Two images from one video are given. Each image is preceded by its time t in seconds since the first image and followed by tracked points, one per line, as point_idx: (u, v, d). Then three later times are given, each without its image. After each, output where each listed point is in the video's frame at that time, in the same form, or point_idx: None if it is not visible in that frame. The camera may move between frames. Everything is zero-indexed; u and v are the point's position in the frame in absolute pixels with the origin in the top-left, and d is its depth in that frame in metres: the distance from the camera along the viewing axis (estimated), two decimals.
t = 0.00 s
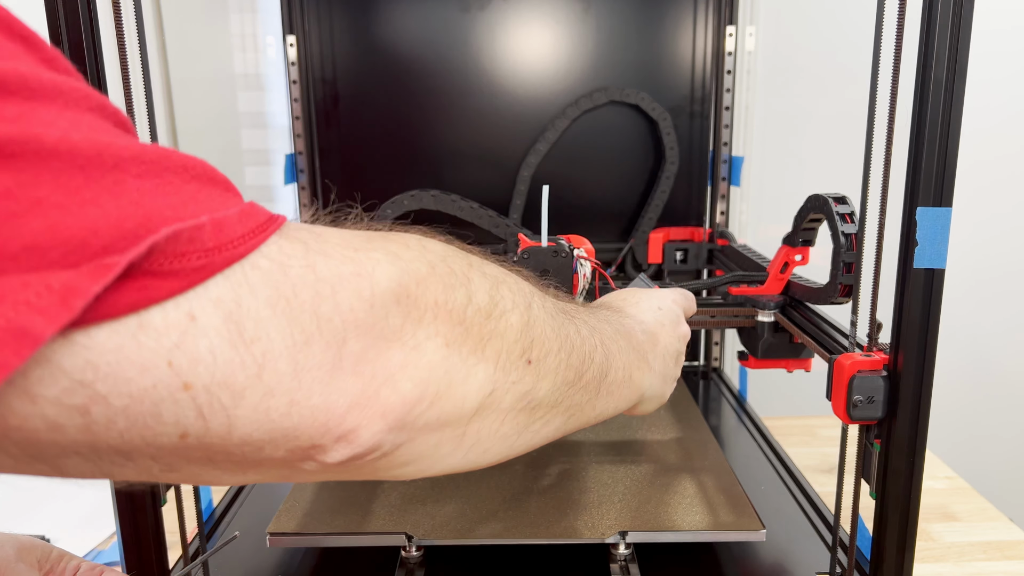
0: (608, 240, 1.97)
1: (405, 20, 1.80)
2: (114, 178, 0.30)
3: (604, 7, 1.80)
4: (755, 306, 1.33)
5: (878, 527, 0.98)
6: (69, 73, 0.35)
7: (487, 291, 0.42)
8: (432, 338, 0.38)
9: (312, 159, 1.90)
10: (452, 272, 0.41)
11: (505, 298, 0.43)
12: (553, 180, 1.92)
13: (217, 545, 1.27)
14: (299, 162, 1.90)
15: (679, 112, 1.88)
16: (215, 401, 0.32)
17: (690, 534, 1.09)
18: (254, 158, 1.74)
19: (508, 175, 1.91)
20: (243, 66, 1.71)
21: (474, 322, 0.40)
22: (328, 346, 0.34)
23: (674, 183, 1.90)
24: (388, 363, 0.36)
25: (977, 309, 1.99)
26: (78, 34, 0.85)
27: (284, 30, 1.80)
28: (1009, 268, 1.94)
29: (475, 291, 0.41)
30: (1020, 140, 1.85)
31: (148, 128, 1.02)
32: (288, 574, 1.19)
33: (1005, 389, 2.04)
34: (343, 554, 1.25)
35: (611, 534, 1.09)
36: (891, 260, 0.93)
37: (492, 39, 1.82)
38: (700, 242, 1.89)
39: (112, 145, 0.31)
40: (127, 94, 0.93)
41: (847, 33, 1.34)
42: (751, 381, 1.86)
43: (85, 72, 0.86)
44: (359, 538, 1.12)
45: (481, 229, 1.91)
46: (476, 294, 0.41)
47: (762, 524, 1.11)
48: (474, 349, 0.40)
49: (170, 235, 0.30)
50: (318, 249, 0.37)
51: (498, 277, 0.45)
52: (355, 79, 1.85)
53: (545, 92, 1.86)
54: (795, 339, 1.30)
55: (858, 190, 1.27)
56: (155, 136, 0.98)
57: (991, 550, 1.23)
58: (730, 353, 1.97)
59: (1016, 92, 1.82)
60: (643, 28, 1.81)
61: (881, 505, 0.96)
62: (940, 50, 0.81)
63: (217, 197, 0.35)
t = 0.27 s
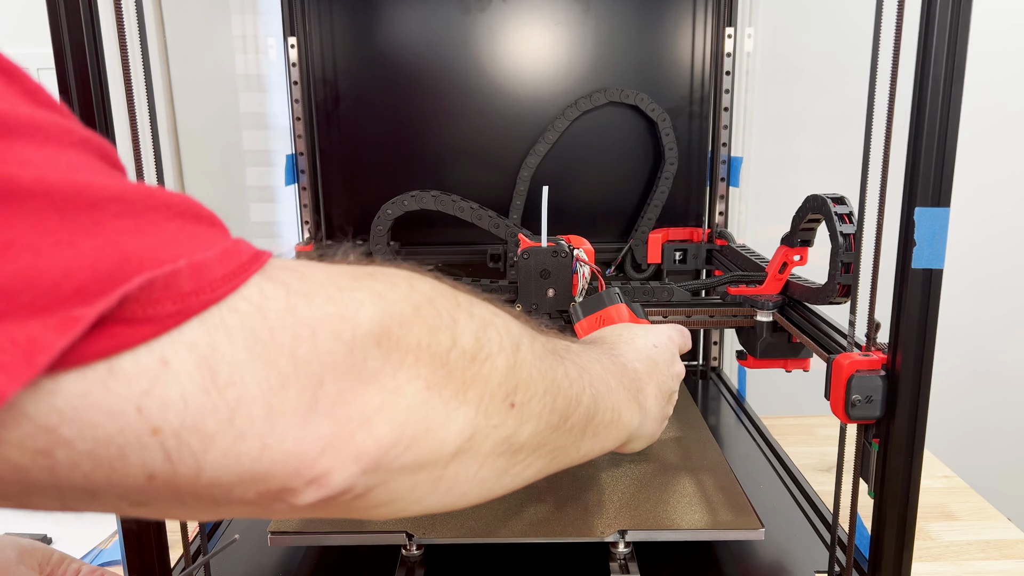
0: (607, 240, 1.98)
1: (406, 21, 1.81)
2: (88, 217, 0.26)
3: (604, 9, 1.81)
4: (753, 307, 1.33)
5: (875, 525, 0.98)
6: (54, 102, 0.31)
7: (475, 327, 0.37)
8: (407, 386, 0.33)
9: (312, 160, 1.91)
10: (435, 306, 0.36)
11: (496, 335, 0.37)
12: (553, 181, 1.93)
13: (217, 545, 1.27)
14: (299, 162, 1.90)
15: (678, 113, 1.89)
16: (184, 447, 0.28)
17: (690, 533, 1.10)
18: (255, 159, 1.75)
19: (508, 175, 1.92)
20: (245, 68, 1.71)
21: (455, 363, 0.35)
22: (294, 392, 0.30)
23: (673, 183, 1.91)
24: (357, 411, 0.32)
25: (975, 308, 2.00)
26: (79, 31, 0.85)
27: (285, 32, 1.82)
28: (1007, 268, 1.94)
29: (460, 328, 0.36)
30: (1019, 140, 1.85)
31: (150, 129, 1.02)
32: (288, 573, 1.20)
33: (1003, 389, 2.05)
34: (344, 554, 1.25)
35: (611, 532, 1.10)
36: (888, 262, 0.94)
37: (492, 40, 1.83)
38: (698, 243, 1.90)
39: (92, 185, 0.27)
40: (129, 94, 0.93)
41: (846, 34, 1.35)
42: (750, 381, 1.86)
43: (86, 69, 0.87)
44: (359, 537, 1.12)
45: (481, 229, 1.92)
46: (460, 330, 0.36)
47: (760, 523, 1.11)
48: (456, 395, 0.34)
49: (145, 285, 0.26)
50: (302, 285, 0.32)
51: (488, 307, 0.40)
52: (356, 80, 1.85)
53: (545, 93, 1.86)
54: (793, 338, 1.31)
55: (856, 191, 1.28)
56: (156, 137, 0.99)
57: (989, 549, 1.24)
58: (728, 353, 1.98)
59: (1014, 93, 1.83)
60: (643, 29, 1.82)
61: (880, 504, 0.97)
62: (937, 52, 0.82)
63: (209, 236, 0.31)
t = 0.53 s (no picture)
0: (607, 240, 1.98)
1: (406, 21, 1.81)
2: (41, 314, 0.24)
3: (604, 9, 1.81)
4: (753, 306, 1.33)
5: (875, 525, 0.98)
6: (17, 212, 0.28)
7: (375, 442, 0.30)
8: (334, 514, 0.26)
9: (312, 159, 1.87)
10: (405, 423, 0.31)
11: (459, 438, 0.32)
12: (553, 181, 1.93)
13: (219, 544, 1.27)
14: (299, 162, 1.86)
15: (677, 113, 1.88)
16: None
17: (690, 532, 1.10)
18: (255, 159, 1.89)
19: (507, 176, 1.92)
20: (244, 67, 1.83)
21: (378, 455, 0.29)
22: (248, 527, 0.25)
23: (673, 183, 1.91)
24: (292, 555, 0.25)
25: (976, 308, 2.00)
26: (80, 29, 0.86)
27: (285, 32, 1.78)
28: (1007, 267, 1.95)
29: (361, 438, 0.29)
30: (1019, 140, 1.86)
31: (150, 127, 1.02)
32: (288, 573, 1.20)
33: (1003, 388, 2.05)
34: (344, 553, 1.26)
35: (611, 532, 1.10)
36: (888, 260, 0.94)
37: (492, 40, 1.83)
38: (698, 243, 1.91)
39: (17, 238, 0.26)
40: (130, 90, 0.93)
41: (844, 35, 1.36)
42: (750, 380, 1.86)
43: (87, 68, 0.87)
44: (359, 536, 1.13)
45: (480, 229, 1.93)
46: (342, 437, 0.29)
47: (760, 523, 1.11)
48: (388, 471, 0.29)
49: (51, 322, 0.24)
50: (241, 445, 0.27)
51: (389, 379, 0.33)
52: (356, 79, 1.85)
53: (545, 93, 1.87)
54: (792, 338, 1.31)
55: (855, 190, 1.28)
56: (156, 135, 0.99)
57: (989, 549, 1.24)
58: (728, 352, 1.98)
59: (1014, 93, 1.83)
60: (643, 29, 1.81)
61: (880, 503, 0.97)
62: (937, 51, 0.82)
63: (158, 362, 0.28)
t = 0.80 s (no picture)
0: (607, 240, 1.98)
1: (406, 21, 1.81)
2: None
3: (604, 8, 1.81)
4: (752, 307, 1.32)
5: (875, 524, 0.98)
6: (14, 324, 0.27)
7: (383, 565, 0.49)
8: None
9: (312, 159, 1.87)
10: None
11: None
12: (553, 181, 1.93)
13: (219, 545, 1.27)
14: (300, 162, 1.86)
15: (677, 113, 1.88)
16: None
17: (689, 532, 1.10)
18: (256, 160, 1.90)
19: (507, 176, 1.92)
20: (245, 68, 1.82)
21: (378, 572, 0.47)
22: None
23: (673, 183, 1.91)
24: None
25: (975, 308, 2.00)
26: (81, 29, 0.86)
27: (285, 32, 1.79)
28: (1007, 267, 1.95)
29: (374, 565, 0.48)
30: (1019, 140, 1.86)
31: (151, 126, 1.02)
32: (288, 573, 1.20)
33: (1002, 388, 2.05)
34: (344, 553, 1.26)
35: (611, 532, 1.10)
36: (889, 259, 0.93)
37: (493, 40, 1.83)
38: (698, 243, 1.91)
39: None
40: (130, 90, 0.93)
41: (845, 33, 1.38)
42: (750, 380, 1.86)
43: (87, 68, 0.87)
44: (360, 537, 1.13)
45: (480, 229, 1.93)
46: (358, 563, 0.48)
47: (760, 522, 1.11)
48: None
49: None
50: None
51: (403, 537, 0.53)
52: (357, 79, 1.85)
53: (544, 93, 1.87)
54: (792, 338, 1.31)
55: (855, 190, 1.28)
56: (157, 135, 0.99)
57: (989, 549, 1.24)
58: (728, 352, 1.98)
59: (1014, 93, 1.83)
60: (643, 29, 1.81)
61: (879, 503, 0.97)
62: (937, 50, 0.82)
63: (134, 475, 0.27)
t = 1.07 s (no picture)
0: (607, 240, 1.98)
1: (406, 20, 1.81)
2: None
3: (604, 8, 1.81)
4: (753, 306, 1.32)
5: (875, 524, 0.98)
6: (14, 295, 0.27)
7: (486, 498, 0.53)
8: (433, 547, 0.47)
9: (312, 159, 1.87)
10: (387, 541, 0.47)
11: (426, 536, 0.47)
12: (553, 181, 1.93)
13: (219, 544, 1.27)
14: (300, 162, 1.86)
15: (677, 113, 1.88)
16: None
17: (689, 532, 1.10)
18: (255, 159, 1.89)
19: (508, 175, 1.92)
20: (245, 68, 1.83)
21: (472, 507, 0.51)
22: None
23: (672, 183, 1.91)
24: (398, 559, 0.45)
25: (975, 308, 2.00)
26: (81, 29, 0.86)
27: (285, 32, 1.79)
28: (1006, 268, 1.95)
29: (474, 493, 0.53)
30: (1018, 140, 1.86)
31: (151, 126, 1.02)
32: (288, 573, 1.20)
33: (1002, 388, 2.05)
34: (344, 554, 1.26)
35: (611, 532, 1.10)
36: (888, 258, 0.93)
37: (493, 40, 1.83)
38: (698, 243, 1.91)
39: None
40: (130, 89, 0.93)
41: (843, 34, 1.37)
42: (750, 380, 1.86)
43: (88, 68, 0.87)
44: (360, 536, 1.13)
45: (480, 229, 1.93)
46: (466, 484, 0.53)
47: (760, 522, 1.12)
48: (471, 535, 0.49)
49: None
50: None
51: (514, 471, 0.57)
52: (356, 79, 1.85)
53: (545, 93, 1.87)
54: (792, 338, 1.31)
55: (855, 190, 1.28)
56: (157, 134, 0.99)
57: (989, 549, 1.24)
58: (728, 352, 1.98)
59: (1013, 94, 1.84)
60: (643, 28, 1.81)
61: (880, 504, 0.97)
62: (937, 49, 0.82)
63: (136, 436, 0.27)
